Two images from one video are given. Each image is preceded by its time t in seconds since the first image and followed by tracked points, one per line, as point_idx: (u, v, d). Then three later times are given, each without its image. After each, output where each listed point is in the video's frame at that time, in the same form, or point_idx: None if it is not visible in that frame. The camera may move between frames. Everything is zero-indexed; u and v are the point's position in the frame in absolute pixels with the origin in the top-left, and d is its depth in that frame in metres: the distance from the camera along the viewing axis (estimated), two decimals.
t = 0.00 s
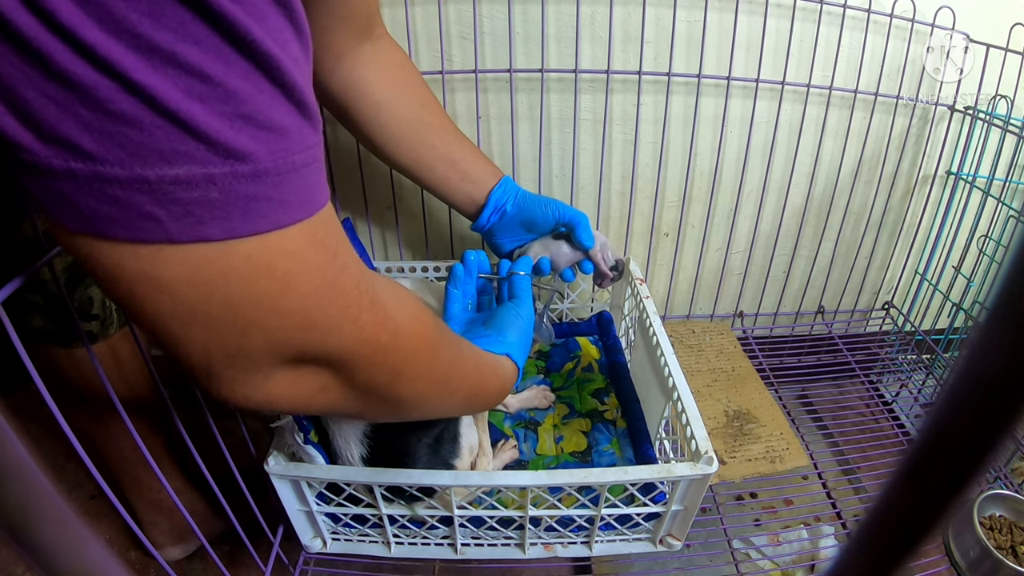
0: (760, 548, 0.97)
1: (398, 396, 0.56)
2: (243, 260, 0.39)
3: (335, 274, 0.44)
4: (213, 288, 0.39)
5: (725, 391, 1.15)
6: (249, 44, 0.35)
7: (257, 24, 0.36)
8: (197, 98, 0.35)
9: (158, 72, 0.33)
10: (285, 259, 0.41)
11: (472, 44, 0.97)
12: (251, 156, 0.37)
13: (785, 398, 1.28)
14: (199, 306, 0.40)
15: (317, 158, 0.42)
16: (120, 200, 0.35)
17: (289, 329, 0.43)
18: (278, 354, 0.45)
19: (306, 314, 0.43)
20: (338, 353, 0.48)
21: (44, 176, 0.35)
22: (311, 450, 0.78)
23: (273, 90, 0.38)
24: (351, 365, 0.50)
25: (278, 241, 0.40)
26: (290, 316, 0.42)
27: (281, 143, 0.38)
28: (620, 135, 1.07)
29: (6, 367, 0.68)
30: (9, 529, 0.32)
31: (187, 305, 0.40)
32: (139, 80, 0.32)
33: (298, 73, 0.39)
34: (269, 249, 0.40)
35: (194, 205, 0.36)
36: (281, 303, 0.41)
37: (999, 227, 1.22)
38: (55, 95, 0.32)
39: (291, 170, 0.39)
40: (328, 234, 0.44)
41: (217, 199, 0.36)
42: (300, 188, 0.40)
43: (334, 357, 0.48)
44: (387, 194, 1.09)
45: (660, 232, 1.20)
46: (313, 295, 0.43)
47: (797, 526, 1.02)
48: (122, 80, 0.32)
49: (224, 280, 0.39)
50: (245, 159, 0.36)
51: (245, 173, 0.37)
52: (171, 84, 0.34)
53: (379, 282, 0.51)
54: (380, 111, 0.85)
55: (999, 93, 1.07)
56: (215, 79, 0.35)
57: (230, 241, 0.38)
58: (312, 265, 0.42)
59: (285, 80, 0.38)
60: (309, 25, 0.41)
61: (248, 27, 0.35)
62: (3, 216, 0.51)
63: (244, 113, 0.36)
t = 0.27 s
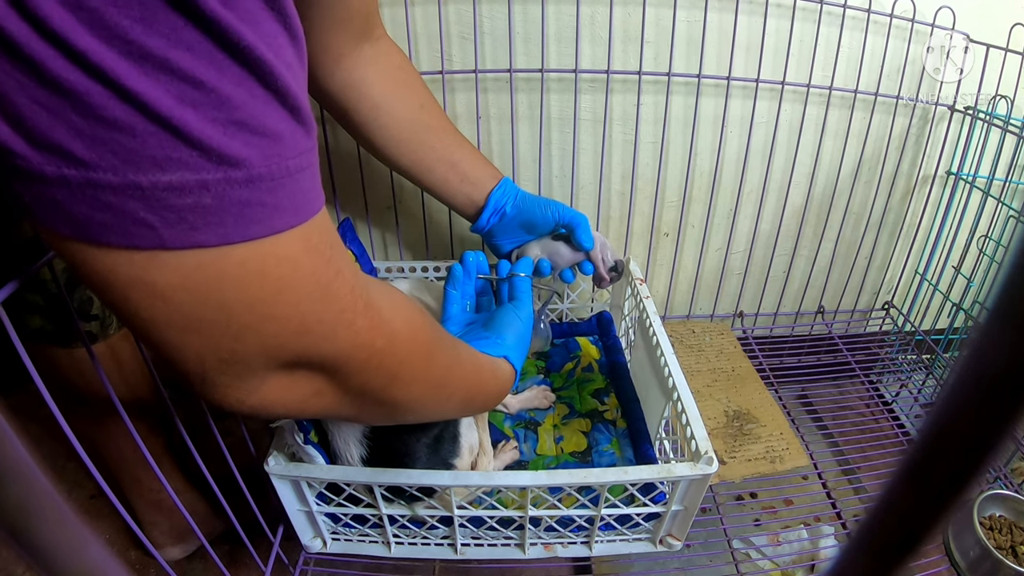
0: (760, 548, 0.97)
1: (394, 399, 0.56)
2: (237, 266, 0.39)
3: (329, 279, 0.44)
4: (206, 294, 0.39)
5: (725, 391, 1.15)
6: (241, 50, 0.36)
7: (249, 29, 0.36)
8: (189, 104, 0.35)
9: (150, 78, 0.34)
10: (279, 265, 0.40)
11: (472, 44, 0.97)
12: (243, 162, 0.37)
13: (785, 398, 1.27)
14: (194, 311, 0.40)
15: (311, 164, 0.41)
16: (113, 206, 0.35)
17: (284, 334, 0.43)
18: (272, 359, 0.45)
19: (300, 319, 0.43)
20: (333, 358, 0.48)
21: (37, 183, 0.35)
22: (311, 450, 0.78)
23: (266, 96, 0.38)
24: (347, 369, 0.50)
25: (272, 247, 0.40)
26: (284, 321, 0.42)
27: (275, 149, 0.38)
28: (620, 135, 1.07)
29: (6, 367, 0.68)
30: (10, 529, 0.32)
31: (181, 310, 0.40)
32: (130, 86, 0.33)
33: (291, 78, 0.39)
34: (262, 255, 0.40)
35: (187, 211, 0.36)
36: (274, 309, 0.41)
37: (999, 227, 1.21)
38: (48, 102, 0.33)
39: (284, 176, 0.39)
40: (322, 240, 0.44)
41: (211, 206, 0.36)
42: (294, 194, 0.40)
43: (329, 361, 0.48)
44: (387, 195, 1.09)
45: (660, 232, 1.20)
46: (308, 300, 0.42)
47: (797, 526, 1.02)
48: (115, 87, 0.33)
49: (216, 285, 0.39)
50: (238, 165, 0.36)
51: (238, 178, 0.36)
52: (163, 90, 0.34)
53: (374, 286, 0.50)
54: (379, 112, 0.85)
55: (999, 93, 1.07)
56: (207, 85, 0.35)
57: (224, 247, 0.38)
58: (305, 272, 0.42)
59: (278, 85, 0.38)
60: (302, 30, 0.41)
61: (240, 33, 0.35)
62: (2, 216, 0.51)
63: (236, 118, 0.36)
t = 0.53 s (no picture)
0: (760, 548, 0.97)
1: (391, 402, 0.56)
2: (232, 272, 0.39)
3: (326, 284, 0.44)
4: (202, 300, 0.39)
5: (725, 392, 1.15)
6: (239, 58, 0.36)
7: (247, 38, 0.36)
8: (188, 113, 0.35)
9: (148, 88, 0.34)
10: (275, 270, 0.40)
11: (472, 45, 0.97)
12: (241, 170, 0.37)
13: (785, 398, 1.28)
14: (190, 317, 0.40)
15: (309, 171, 0.41)
16: (110, 214, 0.35)
17: (280, 339, 0.43)
18: (268, 364, 0.45)
19: (296, 324, 0.43)
20: (331, 363, 0.48)
21: (35, 190, 0.35)
22: (311, 450, 0.78)
23: (264, 104, 0.38)
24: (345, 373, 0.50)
25: (267, 254, 0.40)
26: (280, 327, 0.42)
27: (272, 157, 0.38)
28: (619, 135, 1.07)
29: (7, 367, 0.68)
30: (9, 530, 0.32)
31: (178, 315, 0.40)
32: (129, 95, 0.33)
33: (288, 86, 0.39)
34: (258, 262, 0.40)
35: (185, 220, 0.36)
36: (270, 314, 0.41)
37: (999, 227, 1.21)
38: (47, 111, 0.33)
39: (282, 183, 0.39)
40: (319, 245, 0.44)
41: (208, 214, 0.36)
42: (291, 201, 0.40)
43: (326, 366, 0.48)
44: (387, 195, 1.09)
45: (660, 232, 1.20)
46: (304, 305, 0.42)
47: (797, 526, 1.02)
48: (113, 96, 0.33)
49: (212, 292, 0.39)
50: (235, 174, 0.36)
51: (236, 187, 0.36)
52: (161, 99, 0.34)
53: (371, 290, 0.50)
54: (378, 113, 0.85)
55: (999, 93, 1.07)
56: (206, 94, 0.35)
57: (221, 254, 0.38)
58: (301, 277, 0.42)
59: (276, 94, 0.38)
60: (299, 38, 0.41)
61: (239, 42, 0.35)
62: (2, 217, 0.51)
63: (234, 127, 0.36)
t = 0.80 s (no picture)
0: (760, 548, 0.97)
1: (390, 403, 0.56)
2: (232, 275, 0.39)
3: (328, 286, 0.44)
4: (201, 303, 0.39)
5: (725, 392, 1.15)
6: (240, 63, 0.36)
7: (247, 42, 0.36)
8: (189, 117, 0.35)
9: (149, 92, 0.34)
10: (274, 273, 0.40)
11: (472, 45, 0.97)
12: (242, 173, 0.37)
13: (785, 398, 1.28)
14: (189, 319, 0.40)
15: (309, 174, 0.42)
16: (111, 218, 0.35)
17: (279, 342, 0.43)
18: (267, 367, 0.45)
19: (295, 328, 0.43)
20: (331, 364, 0.48)
21: (36, 194, 0.34)
22: (310, 450, 0.78)
23: (265, 108, 0.38)
24: (345, 374, 0.50)
25: (266, 258, 0.40)
26: (279, 330, 0.42)
27: (273, 160, 0.38)
28: (619, 135, 1.07)
29: (7, 367, 0.68)
30: (9, 531, 0.32)
31: (177, 317, 0.40)
32: (129, 100, 0.33)
33: (288, 89, 0.39)
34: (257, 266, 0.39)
35: (185, 224, 0.36)
36: (269, 318, 0.41)
37: (999, 227, 1.21)
38: (48, 115, 0.33)
39: (282, 187, 0.39)
40: (320, 248, 0.44)
41: (209, 217, 0.36)
42: (292, 204, 0.40)
43: (325, 368, 0.48)
44: (387, 194, 1.09)
45: (660, 232, 1.20)
46: (303, 309, 0.42)
47: (797, 526, 1.02)
48: (114, 101, 0.33)
49: (210, 295, 0.39)
50: (236, 177, 0.36)
51: (237, 190, 0.37)
52: (162, 103, 0.34)
53: (371, 291, 0.50)
54: (377, 113, 0.85)
55: (999, 93, 1.07)
56: (207, 99, 0.35)
57: (221, 257, 0.38)
58: (300, 280, 0.42)
59: (276, 97, 0.38)
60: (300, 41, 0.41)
61: (240, 47, 0.35)
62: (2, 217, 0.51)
63: (235, 131, 0.36)
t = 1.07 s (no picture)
0: (760, 548, 0.97)
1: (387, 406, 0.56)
2: (225, 277, 0.39)
3: (323, 287, 0.44)
4: (195, 304, 0.39)
5: (725, 392, 1.15)
6: (233, 61, 0.35)
7: (241, 40, 0.36)
8: (181, 115, 0.35)
9: (141, 90, 0.34)
10: (268, 274, 0.40)
11: (472, 45, 0.97)
12: (236, 173, 0.37)
13: (785, 398, 1.28)
14: (185, 320, 0.40)
15: (305, 174, 0.41)
16: (104, 217, 0.35)
17: (273, 343, 0.43)
18: (262, 368, 0.45)
19: (290, 329, 0.43)
20: (328, 364, 0.47)
21: (28, 193, 0.35)
22: (311, 450, 0.78)
23: (260, 107, 0.38)
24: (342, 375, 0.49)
25: (261, 258, 0.40)
26: (273, 331, 0.42)
27: (267, 160, 0.38)
28: (620, 135, 1.07)
29: (7, 367, 0.68)
30: (10, 530, 0.32)
31: (171, 319, 0.40)
32: (120, 98, 0.33)
33: (284, 89, 0.39)
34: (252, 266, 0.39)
35: (178, 223, 0.36)
36: (264, 319, 0.41)
37: (999, 227, 1.21)
38: (39, 114, 0.33)
39: (277, 187, 0.39)
40: (315, 249, 0.43)
41: (202, 217, 0.36)
42: (287, 204, 0.40)
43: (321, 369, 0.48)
44: (387, 194, 1.09)
45: (660, 232, 1.20)
46: (297, 310, 0.42)
47: (797, 526, 1.02)
48: (105, 99, 0.33)
49: (204, 296, 0.39)
50: (229, 177, 0.36)
51: (230, 190, 0.36)
52: (154, 101, 0.34)
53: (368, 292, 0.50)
54: (376, 111, 0.85)
55: (999, 93, 1.07)
56: (199, 97, 0.35)
57: (214, 258, 0.38)
58: (294, 281, 0.42)
59: (271, 96, 0.38)
60: (296, 41, 0.41)
61: (233, 45, 0.35)
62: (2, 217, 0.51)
63: (229, 130, 0.36)
